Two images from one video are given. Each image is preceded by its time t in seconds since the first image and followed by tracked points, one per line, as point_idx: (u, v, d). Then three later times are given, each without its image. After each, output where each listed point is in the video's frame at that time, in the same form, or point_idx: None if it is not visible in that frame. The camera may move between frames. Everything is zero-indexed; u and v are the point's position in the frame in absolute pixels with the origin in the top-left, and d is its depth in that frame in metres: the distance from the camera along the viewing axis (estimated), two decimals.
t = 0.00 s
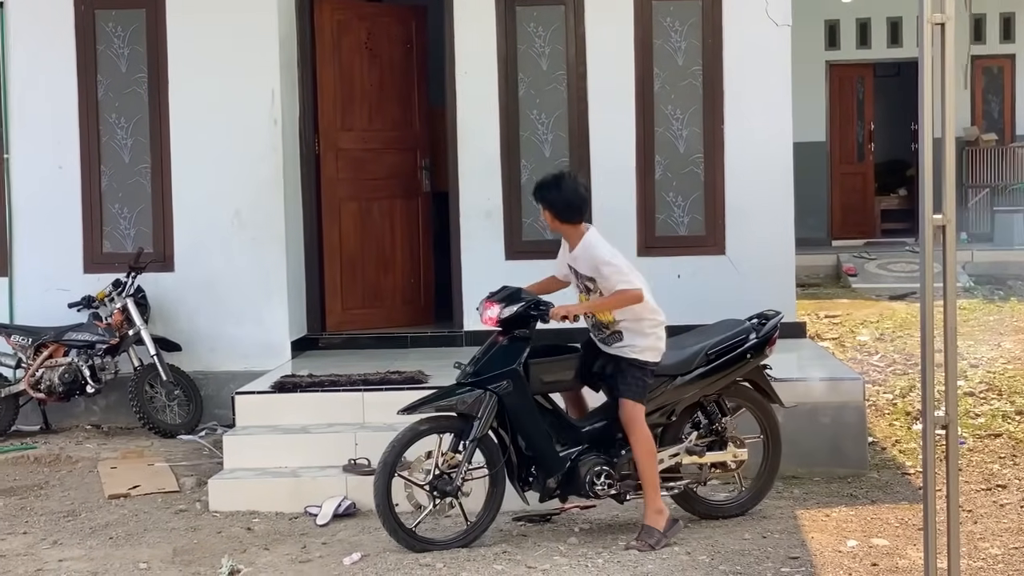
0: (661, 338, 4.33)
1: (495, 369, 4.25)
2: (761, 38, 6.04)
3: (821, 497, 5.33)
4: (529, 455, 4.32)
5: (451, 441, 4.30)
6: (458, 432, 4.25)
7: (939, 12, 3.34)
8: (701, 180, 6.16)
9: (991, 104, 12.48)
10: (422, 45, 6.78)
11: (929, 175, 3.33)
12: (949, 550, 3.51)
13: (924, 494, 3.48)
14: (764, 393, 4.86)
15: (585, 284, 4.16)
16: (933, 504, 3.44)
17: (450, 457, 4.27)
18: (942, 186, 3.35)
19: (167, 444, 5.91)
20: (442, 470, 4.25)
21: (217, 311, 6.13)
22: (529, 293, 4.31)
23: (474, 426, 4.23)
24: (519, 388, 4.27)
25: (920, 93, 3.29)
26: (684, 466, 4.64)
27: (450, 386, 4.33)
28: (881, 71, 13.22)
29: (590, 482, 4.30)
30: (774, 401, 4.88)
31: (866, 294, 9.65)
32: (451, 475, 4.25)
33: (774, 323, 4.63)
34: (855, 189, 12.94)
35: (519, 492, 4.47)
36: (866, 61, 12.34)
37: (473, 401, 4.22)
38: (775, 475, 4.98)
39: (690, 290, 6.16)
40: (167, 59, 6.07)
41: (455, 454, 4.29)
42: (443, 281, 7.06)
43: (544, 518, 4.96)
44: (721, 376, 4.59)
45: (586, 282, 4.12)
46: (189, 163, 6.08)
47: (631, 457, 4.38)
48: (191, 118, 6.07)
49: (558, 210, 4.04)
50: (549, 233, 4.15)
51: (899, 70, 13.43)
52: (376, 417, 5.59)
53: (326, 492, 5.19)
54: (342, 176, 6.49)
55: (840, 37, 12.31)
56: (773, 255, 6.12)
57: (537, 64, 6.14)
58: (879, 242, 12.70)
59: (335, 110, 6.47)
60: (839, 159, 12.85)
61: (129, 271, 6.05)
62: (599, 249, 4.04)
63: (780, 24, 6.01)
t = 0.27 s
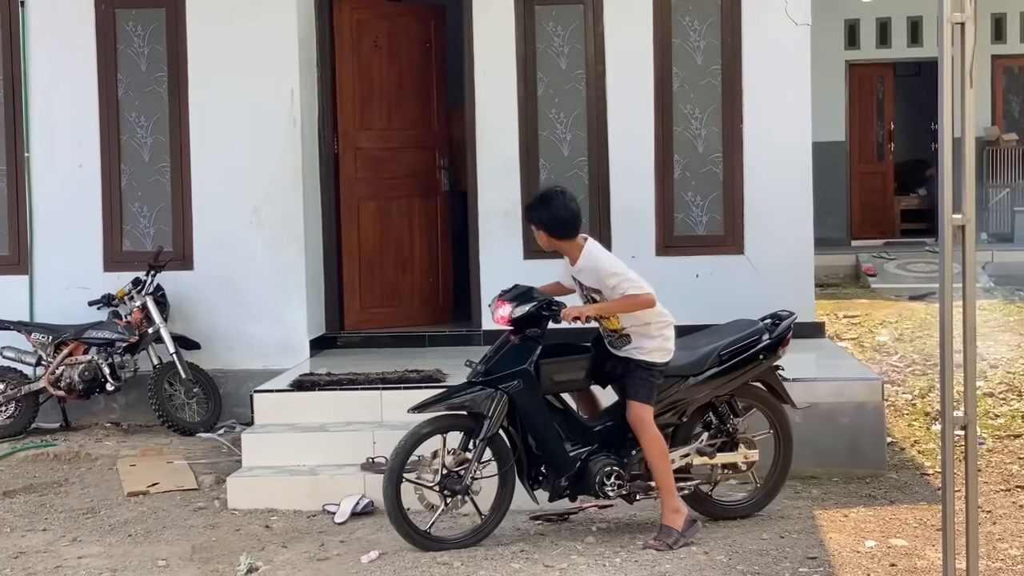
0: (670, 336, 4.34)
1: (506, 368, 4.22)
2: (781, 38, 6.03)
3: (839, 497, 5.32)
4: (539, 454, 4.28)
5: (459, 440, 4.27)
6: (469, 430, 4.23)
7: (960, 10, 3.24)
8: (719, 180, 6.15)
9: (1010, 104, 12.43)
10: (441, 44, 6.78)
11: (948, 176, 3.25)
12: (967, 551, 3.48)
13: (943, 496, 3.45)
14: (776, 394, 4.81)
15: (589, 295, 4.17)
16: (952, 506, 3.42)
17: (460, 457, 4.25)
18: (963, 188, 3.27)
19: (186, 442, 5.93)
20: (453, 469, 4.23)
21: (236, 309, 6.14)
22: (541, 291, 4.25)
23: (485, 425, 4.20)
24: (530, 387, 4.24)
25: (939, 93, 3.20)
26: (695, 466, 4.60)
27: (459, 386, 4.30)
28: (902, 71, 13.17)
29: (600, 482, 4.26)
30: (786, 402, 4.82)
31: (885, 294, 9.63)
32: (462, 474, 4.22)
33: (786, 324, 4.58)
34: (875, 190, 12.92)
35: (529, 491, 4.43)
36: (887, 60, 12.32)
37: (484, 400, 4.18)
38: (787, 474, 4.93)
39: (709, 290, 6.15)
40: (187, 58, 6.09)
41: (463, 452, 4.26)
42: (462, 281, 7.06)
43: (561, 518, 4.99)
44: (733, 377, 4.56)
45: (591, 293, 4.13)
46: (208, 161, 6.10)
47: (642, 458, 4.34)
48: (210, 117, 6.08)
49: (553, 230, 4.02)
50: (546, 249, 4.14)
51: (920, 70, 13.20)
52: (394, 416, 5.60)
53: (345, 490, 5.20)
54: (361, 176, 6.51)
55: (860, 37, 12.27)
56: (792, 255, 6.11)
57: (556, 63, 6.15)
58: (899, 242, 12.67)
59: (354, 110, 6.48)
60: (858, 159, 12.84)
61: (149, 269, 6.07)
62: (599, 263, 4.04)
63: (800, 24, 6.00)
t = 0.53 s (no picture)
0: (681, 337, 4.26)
1: (510, 363, 4.16)
2: (811, 36, 6.03)
3: (867, 496, 5.29)
4: (541, 451, 4.22)
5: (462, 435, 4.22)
6: (470, 426, 4.18)
7: (991, 8, 3.21)
8: (748, 178, 6.15)
9: None
10: (471, 43, 6.78)
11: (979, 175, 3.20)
12: (996, 549, 3.47)
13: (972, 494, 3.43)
14: (783, 395, 4.69)
15: (601, 287, 4.14)
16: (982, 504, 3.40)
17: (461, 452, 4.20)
18: (993, 187, 3.23)
19: (215, 438, 5.97)
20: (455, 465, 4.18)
21: (265, 307, 6.17)
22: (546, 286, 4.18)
23: (488, 421, 4.15)
24: (534, 383, 4.18)
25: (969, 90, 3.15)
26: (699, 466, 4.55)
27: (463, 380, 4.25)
28: (932, 69, 13.11)
29: (602, 480, 4.19)
30: (792, 404, 4.70)
31: (914, 293, 9.60)
32: (462, 470, 4.17)
33: (793, 324, 4.48)
34: (904, 189, 12.85)
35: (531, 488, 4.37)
36: (917, 59, 12.29)
37: (486, 395, 4.13)
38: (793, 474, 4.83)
39: (738, 289, 6.14)
40: (218, 56, 6.12)
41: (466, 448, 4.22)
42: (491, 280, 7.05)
43: (590, 516, 4.98)
44: (739, 377, 4.46)
45: (603, 285, 4.10)
46: (237, 159, 6.13)
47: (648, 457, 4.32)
48: (240, 115, 6.11)
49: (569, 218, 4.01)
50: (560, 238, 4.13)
51: (949, 69, 13.17)
52: (422, 413, 5.61)
53: (373, 487, 5.20)
54: (389, 173, 6.54)
55: (889, 35, 12.25)
56: (821, 255, 6.10)
57: (585, 61, 6.15)
58: (929, 240, 12.62)
59: (383, 108, 6.52)
60: (887, 158, 12.78)
61: (178, 266, 6.10)
62: (613, 254, 4.02)
63: (830, 22, 5.99)
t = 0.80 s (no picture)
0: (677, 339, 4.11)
1: (494, 363, 4.04)
2: (848, 34, 6.01)
3: (904, 495, 5.19)
4: (526, 452, 4.08)
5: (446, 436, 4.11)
6: (455, 427, 4.07)
7: None
8: (785, 176, 6.13)
9: None
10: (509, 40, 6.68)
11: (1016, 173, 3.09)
12: None
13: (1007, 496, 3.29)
14: (772, 396, 4.50)
15: (605, 268, 4.08)
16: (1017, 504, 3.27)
17: (446, 454, 4.10)
18: None
19: (253, 433, 6.01)
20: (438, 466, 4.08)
21: (303, 303, 6.21)
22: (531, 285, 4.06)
23: (472, 422, 4.04)
24: (520, 384, 4.05)
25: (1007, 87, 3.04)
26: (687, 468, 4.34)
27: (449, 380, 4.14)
28: (971, 66, 13.04)
29: (588, 482, 4.05)
30: (782, 406, 4.51)
31: (952, 292, 9.56)
32: (447, 471, 4.06)
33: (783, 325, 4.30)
34: (944, 186, 12.73)
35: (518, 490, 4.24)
36: (957, 56, 12.26)
37: (470, 396, 4.01)
38: (784, 476, 4.64)
39: (774, 286, 6.14)
40: (256, 53, 6.15)
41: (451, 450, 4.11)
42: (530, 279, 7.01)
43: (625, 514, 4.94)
44: (729, 379, 4.25)
45: (606, 264, 4.05)
46: (275, 155, 6.17)
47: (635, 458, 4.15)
48: (278, 112, 6.15)
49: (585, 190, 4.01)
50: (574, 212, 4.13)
51: (988, 67, 13.09)
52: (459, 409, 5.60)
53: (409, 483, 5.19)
54: (427, 170, 6.65)
55: (928, 32, 12.22)
56: (857, 253, 6.10)
57: (621, 58, 6.15)
58: (970, 238, 12.53)
59: (420, 105, 6.64)
60: (927, 156, 12.68)
61: (216, 262, 6.14)
62: (621, 233, 3.98)
63: (868, 19, 5.98)
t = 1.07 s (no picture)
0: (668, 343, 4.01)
1: (477, 369, 3.93)
2: (899, 30, 5.98)
3: (953, 496, 5.05)
4: (511, 458, 3.99)
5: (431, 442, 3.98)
6: (438, 434, 3.93)
7: None
8: (834, 174, 6.11)
9: None
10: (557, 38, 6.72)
11: None
12: None
13: None
14: (764, 400, 4.35)
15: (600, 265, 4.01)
16: None
17: (430, 460, 3.96)
18: None
19: (302, 429, 6.06)
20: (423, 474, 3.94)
21: (353, 300, 6.25)
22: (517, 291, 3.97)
23: (456, 429, 3.91)
24: (503, 390, 3.95)
25: None
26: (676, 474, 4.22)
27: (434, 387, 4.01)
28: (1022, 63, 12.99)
29: (573, 489, 3.96)
30: (775, 410, 4.36)
31: (1005, 291, 9.49)
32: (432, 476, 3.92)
33: (775, 328, 4.18)
34: (995, 183, 12.60)
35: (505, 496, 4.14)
36: (1010, 53, 12.18)
37: (453, 401, 3.90)
38: (774, 482, 4.47)
39: (822, 285, 6.12)
40: (306, 52, 6.21)
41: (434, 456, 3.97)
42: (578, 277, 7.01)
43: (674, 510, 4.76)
44: (718, 383, 4.13)
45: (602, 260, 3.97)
46: (324, 152, 6.22)
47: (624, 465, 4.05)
48: (328, 110, 6.19)
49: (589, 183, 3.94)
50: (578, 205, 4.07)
51: None
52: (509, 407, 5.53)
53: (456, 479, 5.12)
54: (474, 168, 6.70)
55: (980, 28, 12.13)
56: (904, 253, 6.06)
57: (670, 56, 6.15)
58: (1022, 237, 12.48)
59: (468, 103, 6.70)
60: (978, 154, 12.58)
61: (266, 259, 6.19)
62: (621, 229, 3.91)
63: (918, 17, 5.95)
